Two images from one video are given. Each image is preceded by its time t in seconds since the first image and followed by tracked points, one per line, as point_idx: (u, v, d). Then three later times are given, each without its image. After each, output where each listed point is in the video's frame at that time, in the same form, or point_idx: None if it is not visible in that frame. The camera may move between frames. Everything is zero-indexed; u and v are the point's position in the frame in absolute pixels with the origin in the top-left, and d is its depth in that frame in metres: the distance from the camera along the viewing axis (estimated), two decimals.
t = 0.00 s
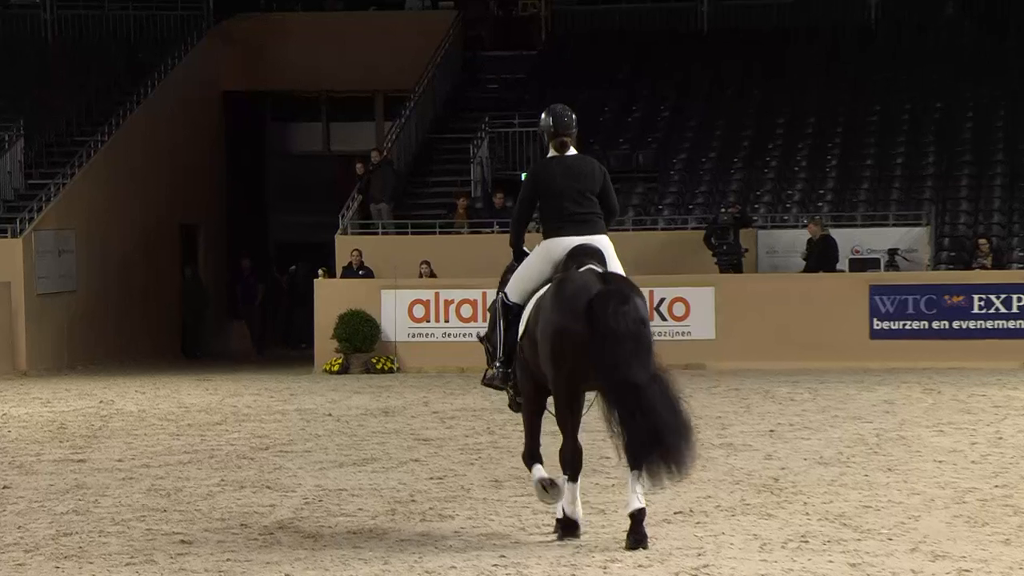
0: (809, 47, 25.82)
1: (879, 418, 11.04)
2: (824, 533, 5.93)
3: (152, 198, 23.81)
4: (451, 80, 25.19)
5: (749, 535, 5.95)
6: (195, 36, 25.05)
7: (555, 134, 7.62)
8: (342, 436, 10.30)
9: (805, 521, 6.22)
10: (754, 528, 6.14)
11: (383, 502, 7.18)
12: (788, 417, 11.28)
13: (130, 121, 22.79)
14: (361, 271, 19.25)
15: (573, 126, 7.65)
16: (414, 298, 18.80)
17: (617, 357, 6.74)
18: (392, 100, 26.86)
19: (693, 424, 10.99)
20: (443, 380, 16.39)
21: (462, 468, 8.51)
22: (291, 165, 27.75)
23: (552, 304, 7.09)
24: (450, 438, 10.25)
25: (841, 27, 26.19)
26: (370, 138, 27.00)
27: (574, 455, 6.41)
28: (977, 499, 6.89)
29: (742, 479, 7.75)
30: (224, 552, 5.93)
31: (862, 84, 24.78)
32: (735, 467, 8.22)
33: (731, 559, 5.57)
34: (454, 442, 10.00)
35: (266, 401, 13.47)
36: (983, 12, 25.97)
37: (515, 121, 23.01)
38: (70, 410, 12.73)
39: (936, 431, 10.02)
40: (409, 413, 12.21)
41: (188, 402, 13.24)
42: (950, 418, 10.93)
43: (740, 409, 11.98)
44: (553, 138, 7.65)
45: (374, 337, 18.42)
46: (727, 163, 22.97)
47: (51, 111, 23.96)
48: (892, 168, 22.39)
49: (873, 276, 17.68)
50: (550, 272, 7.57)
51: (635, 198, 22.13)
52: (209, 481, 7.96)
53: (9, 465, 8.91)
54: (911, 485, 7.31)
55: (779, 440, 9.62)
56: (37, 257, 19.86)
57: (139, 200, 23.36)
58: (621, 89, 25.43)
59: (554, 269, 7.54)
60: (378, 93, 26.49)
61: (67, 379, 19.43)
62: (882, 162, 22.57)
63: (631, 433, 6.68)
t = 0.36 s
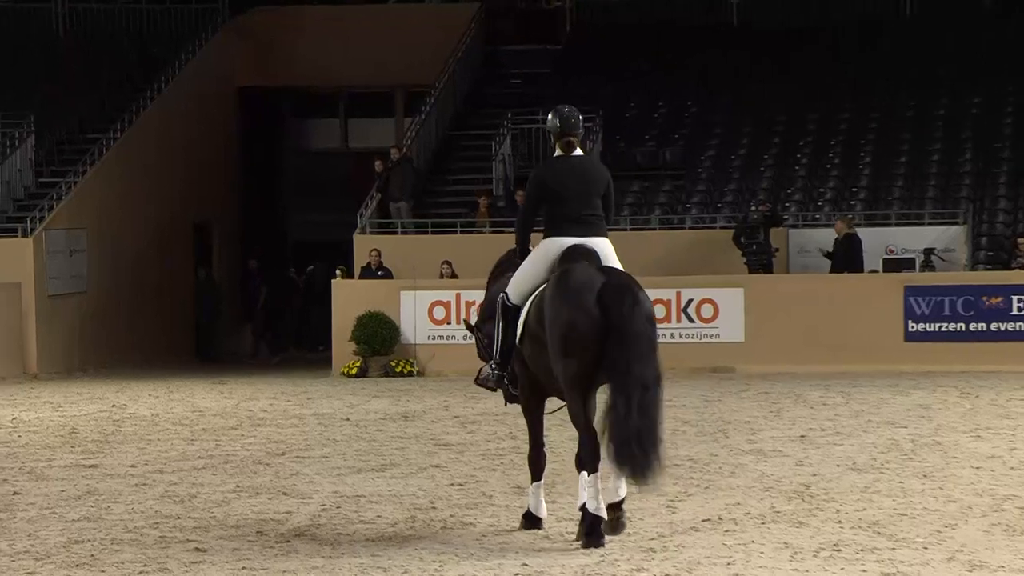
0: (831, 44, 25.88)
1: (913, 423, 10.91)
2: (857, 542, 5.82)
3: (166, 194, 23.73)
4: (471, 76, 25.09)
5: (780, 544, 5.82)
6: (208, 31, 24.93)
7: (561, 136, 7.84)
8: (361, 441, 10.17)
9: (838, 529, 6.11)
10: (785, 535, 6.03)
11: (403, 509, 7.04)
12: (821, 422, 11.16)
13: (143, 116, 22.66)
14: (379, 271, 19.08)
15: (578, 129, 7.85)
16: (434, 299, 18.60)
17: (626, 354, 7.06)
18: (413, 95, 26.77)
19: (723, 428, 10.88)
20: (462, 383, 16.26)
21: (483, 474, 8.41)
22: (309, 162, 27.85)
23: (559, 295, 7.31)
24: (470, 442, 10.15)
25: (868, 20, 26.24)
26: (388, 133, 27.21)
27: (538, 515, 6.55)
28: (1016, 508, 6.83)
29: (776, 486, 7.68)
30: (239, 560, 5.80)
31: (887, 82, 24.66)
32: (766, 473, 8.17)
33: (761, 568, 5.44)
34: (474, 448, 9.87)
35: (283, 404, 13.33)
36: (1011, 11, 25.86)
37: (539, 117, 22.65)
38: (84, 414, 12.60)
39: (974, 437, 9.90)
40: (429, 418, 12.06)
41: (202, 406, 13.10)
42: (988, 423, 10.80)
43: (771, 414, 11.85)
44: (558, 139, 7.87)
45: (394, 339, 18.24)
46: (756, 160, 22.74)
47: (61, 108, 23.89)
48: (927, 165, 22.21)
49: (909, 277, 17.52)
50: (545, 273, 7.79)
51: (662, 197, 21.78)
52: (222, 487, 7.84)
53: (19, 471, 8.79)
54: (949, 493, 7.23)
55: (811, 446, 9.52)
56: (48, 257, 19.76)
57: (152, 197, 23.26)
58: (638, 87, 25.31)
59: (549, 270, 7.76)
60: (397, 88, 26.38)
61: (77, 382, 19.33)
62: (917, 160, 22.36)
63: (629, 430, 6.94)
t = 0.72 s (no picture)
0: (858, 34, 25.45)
1: (943, 428, 10.79)
2: (887, 550, 5.78)
3: (181, 194, 23.69)
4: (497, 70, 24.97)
5: (808, 552, 5.77)
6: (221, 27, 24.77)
7: (555, 146, 7.84)
8: (378, 447, 10.06)
9: (867, 537, 6.07)
10: (813, 543, 5.99)
11: (422, 516, 6.97)
12: (850, 427, 11.03)
13: (158, 116, 22.61)
14: (398, 273, 18.99)
15: (572, 139, 7.86)
16: (453, 301, 18.46)
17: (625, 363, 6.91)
18: (430, 94, 26.57)
19: (748, 433, 10.76)
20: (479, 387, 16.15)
21: (503, 479, 8.33)
22: (326, 159, 27.66)
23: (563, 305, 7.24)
24: (489, 448, 10.05)
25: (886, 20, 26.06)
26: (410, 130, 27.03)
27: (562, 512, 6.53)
28: None
29: (804, 493, 7.61)
30: (255, 568, 5.70)
31: (911, 73, 24.42)
32: (794, 480, 8.12)
33: None
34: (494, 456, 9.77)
35: (298, 409, 13.22)
36: None
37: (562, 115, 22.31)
38: (96, 418, 12.49)
39: (1006, 442, 9.78)
40: (448, 422, 11.95)
41: (217, 411, 12.99)
42: (1020, 429, 10.67)
43: (798, 419, 11.73)
44: (552, 150, 7.87)
45: (411, 343, 18.11)
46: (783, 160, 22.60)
47: (71, 109, 23.82)
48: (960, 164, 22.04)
49: (940, 279, 17.36)
50: (550, 284, 7.80)
51: (687, 198, 21.69)
52: (236, 493, 7.74)
53: (31, 477, 8.68)
54: (981, 500, 7.15)
55: (839, 451, 9.44)
56: (60, 258, 19.72)
57: (165, 196, 23.15)
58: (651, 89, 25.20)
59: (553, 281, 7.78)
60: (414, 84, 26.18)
61: (89, 385, 19.30)
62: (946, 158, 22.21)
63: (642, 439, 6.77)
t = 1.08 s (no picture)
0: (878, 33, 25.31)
1: (977, 432, 10.68)
2: (920, 557, 5.78)
3: (200, 193, 23.66)
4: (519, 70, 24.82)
5: (839, 559, 5.79)
6: (243, 24, 24.61)
7: (558, 147, 7.81)
8: (401, 451, 9.98)
9: (899, 544, 6.07)
10: (845, 550, 6.00)
11: (445, 522, 6.93)
12: (881, 431, 10.93)
13: (178, 114, 22.57)
14: (420, 273, 18.89)
15: (575, 140, 7.84)
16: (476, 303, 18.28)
17: (629, 372, 7.20)
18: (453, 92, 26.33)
19: (777, 437, 10.67)
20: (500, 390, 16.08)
21: (527, 484, 8.28)
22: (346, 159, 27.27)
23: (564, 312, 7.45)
24: (513, 452, 9.98)
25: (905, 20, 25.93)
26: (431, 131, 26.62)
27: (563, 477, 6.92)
28: None
29: (836, 498, 7.56)
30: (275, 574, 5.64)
31: (931, 72, 24.28)
32: (826, 485, 8.08)
33: None
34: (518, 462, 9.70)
35: (318, 412, 13.12)
36: None
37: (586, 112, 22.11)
38: (114, 422, 12.41)
39: None
40: (471, 426, 11.86)
41: (235, 414, 12.91)
42: None
43: (829, 423, 11.63)
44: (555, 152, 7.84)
45: (433, 344, 18.01)
46: (814, 158, 22.10)
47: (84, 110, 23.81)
48: (998, 163, 21.21)
49: (975, 279, 17.26)
50: (560, 283, 7.75)
51: (716, 194, 21.27)
52: (255, 498, 7.67)
53: (48, 482, 8.61)
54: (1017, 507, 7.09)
55: (871, 456, 9.37)
56: (77, 258, 19.70)
57: (182, 197, 23.07)
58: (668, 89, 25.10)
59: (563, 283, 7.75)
60: (437, 85, 26.14)
61: (105, 388, 19.26)
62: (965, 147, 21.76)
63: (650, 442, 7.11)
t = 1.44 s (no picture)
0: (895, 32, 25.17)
1: (1008, 434, 10.56)
2: (950, 562, 5.73)
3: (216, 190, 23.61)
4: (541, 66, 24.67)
5: (867, 563, 5.73)
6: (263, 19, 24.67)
7: (564, 139, 7.87)
8: (421, 452, 9.89)
9: (929, 548, 6.02)
10: (874, 553, 5.95)
11: (465, 524, 6.86)
12: (909, 433, 10.82)
13: (194, 111, 22.53)
14: (440, 273, 18.76)
15: (580, 132, 7.91)
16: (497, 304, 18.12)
17: (638, 355, 7.27)
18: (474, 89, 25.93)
19: (803, 439, 10.57)
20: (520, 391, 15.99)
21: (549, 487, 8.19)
22: (365, 158, 26.82)
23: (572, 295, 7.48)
24: (535, 453, 9.90)
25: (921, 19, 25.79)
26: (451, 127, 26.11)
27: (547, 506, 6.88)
28: None
29: (863, 501, 7.49)
30: None
31: (948, 70, 24.14)
32: (853, 488, 8.01)
33: None
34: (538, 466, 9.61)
35: (337, 414, 13.04)
36: None
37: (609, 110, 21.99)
38: (130, 424, 12.33)
39: None
40: (493, 428, 11.77)
41: (253, 416, 12.82)
42: None
43: (858, 425, 11.52)
44: (560, 144, 7.90)
45: (455, 345, 17.93)
46: (843, 155, 21.93)
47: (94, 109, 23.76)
48: None
49: (1005, 279, 17.17)
50: (555, 275, 7.81)
51: (743, 193, 21.09)
52: (273, 500, 7.61)
53: (65, 485, 8.55)
54: None
55: (900, 458, 9.28)
56: (93, 258, 19.66)
57: (198, 198, 23.01)
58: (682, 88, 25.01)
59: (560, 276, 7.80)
60: (458, 79, 25.65)
61: (120, 388, 19.18)
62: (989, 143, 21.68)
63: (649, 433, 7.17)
